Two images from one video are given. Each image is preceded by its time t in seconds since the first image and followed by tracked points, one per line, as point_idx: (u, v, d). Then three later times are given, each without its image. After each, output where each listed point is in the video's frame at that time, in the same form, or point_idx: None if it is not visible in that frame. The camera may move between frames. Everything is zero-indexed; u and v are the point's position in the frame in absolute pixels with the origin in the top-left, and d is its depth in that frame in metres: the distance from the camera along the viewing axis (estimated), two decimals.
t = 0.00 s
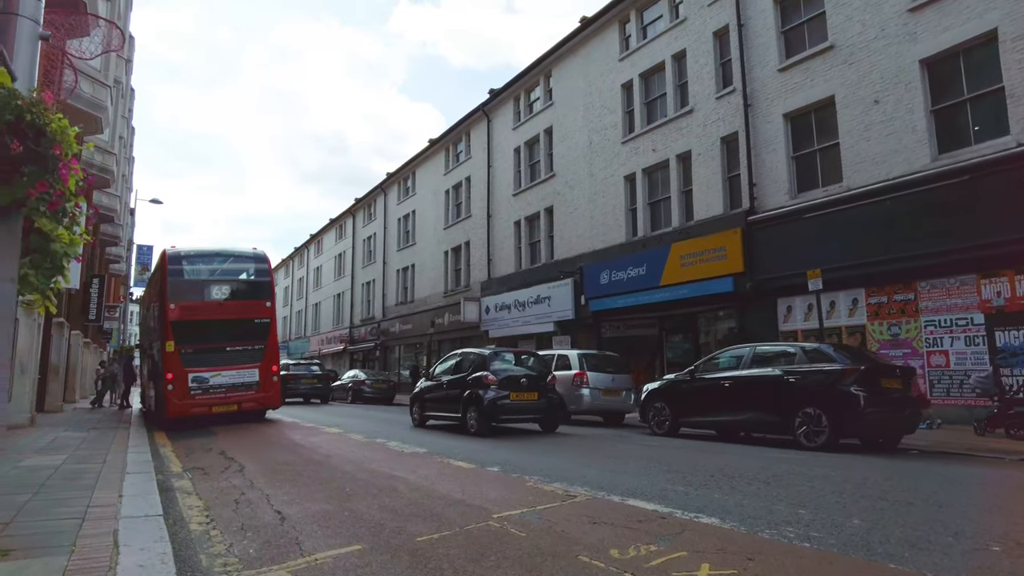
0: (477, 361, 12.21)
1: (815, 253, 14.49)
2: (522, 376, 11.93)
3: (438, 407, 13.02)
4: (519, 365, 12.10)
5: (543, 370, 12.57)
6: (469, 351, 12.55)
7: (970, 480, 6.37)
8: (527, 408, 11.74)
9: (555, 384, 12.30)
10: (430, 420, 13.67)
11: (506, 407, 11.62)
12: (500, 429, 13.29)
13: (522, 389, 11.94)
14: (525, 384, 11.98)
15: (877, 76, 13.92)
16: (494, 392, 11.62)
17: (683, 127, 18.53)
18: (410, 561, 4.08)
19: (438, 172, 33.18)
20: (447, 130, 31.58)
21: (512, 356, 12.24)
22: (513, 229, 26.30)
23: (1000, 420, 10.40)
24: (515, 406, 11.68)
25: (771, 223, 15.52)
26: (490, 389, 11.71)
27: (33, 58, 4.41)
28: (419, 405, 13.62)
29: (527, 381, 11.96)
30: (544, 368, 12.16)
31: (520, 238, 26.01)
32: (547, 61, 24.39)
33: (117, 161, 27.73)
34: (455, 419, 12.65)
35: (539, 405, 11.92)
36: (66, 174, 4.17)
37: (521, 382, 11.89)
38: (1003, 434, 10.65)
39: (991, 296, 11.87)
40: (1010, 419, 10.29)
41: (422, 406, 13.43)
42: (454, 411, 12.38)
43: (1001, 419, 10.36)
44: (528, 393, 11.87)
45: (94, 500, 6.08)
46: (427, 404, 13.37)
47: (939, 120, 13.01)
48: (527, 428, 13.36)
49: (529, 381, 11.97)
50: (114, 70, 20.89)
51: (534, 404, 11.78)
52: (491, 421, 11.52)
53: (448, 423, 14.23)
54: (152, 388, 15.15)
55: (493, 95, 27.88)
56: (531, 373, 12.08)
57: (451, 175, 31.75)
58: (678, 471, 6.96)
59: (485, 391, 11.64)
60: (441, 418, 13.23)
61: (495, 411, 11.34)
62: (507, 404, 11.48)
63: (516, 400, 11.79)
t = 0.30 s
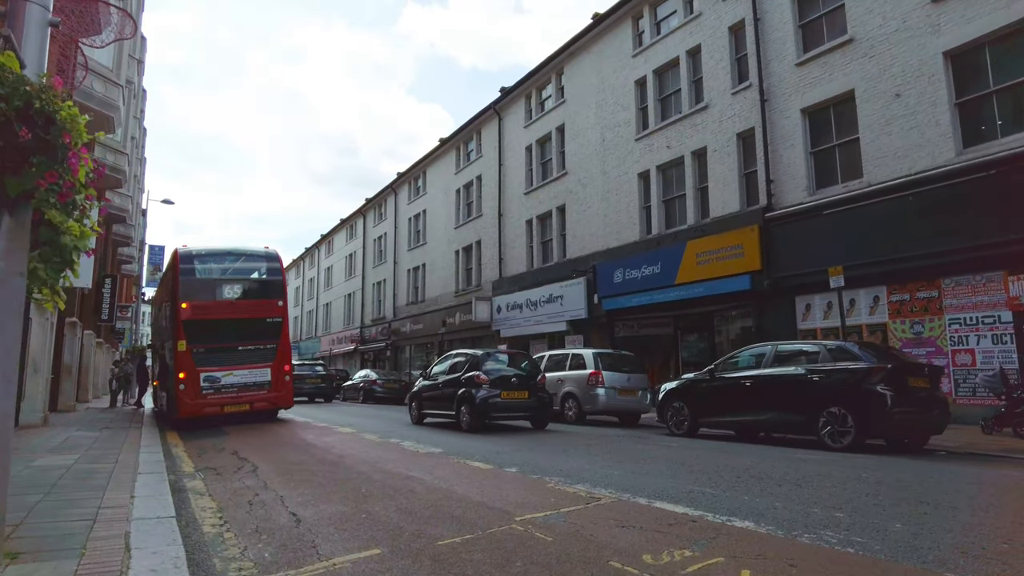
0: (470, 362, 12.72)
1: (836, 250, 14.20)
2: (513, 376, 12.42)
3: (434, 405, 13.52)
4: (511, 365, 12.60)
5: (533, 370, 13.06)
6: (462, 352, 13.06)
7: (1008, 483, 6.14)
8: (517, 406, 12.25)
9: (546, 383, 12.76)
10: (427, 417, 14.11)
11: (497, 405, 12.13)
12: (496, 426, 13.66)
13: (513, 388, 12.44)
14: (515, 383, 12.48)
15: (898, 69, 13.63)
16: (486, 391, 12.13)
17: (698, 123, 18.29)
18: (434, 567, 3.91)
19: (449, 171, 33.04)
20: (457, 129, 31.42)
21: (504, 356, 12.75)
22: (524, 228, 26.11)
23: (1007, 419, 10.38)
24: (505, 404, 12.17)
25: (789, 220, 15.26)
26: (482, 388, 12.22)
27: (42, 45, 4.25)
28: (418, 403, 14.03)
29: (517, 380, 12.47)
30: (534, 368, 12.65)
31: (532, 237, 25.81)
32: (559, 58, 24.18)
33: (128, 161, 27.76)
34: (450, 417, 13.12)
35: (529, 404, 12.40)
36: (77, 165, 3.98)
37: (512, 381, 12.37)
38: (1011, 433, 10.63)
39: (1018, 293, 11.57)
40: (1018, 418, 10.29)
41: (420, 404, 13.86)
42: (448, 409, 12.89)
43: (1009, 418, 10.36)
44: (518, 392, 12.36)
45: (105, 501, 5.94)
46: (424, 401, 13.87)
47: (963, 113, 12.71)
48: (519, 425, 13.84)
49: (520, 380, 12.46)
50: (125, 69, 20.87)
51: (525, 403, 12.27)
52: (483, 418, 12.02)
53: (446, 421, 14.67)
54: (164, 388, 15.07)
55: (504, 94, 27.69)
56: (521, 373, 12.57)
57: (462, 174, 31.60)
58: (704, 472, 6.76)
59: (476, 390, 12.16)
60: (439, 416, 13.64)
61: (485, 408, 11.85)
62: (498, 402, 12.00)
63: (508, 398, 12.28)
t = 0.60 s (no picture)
0: (466, 362, 13.23)
1: (858, 245, 13.86)
2: (506, 375, 12.92)
3: (433, 404, 14.03)
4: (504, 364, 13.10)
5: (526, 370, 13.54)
6: (459, 353, 13.57)
7: None
8: (510, 404, 12.73)
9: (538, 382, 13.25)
10: (427, 415, 14.61)
11: (491, 404, 12.63)
12: (503, 425, 13.77)
13: (506, 387, 12.92)
14: (509, 382, 12.97)
15: (922, 59, 13.27)
16: (480, 390, 12.65)
17: (715, 118, 17.98)
18: None
19: (461, 169, 32.86)
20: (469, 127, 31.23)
21: (498, 357, 13.26)
22: (537, 226, 25.87)
23: (1018, 419, 10.22)
24: (499, 403, 12.68)
25: (809, 215, 14.95)
26: (476, 387, 12.74)
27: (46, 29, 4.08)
28: (418, 402, 14.49)
29: (511, 379, 12.97)
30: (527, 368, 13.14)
31: (545, 235, 25.56)
32: (572, 54, 23.92)
33: (141, 162, 27.78)
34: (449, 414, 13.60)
35: (522, 403, 12.90)
36: (83, 152, 3.82)
37: (506, 381, 12.87)
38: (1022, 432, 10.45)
39: None
40: None
41: (420, 403, 14.34)
42: (446, 408, 13.39)
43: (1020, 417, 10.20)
44: (512, 391, 12.86)
45: (114, 503, 5.77)
46: (423, 400, 14.40)
47: (991, 104, 12.33)
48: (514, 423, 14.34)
49: (514, 380, 12.95)
50: (137, 69, 20.81)
51: (518, 401, 12.77)
52: (477, 416, 12.54)
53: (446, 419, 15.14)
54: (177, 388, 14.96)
55: (516, 91, 27.46)
56: (515, 372, 13.07)
57: (474, 172, 31.41)
58: (732, 474, 6.51)
59: (471, 389, 12.69)
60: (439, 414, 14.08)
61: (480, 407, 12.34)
62: (492, 400, 12.49)
63: (501, 397, 12.78)
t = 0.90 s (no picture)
0: (464, 362, 13.93)
1: (881, 241, 13.56)
2: (502, 375, 13.59)
3: (433, 402, 14.73)
4: (499, 365, 13.78)
5: (521, 370, 14.22)
6: (458, 354, 14.27)
7: None
8: (505, 402, 13.42)
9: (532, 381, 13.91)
10: (428, 413, 15.28)
11: (486, 402, 13.32)
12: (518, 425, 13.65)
13: (502, 386, 13.58)
14: (504, 381, 13.65)
15: (947, 51, 12.94)
16: (476, 389, 13.34)
17: (732, 113, 17.72)
18: None
19: (473, 168, 32.71)
20: (481, 126, 31.08)
21: (494, 358, 13.92)
22: (550, 224, 25.67)
23: None
24: (495, 401, 13.36)
25: (830, 211, 14.66)
26: (473, 386, 13.43)
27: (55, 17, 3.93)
28: (419, 400, 15.17)
29: (505, 379, 13.66)
30: (521, 368, 13.81)
31: (558, 233, 25.35)
32: (585, 51, 23.71)
33: (155, 162, 27.86)
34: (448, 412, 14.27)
35: (516, 400, 13.57)
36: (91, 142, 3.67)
37: (501, 380, 13.54)
38: None
39: None
40: None
41: (421, 401, 15.01)
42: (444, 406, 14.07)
43: None
44: (507, 389, 13.53)
45: (127, 506, 5.65)
46: (423, 399, 15.10)
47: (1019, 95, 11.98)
48: (509, 420, 15.03)
49: (509, 379, 13.62)
50: (151, 70, 20.83)
51: (512, 399, 13.44)
52: (474, 414, 13.22)
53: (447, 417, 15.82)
54: (191, 388, 14.92)
55: (529, 89, 27.27)
56: (509, 372, 13.76)
57: (486, 171, 31.25)
58: (760, 476, 6.30)
59: (468, 388, 13.38)
60: (439, 412, 14.73)
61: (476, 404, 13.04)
62: (487, 399, 13.18)
63: (497, 395, 13.46)
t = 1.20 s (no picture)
0: (465, 362, 14.56)
1: (906, 239, 13.28)
2: (500, 376, 14.24)
3: (435, 402, 15.39)
4: (498, 366, 14.43)
5: (519, 371, 14.84)
6: (459, 355, 14.89)
7: None
8: (503, 402, 14.05)
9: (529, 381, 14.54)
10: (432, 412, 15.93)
11: (485, 401, 13.96)
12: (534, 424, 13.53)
13: (499, 386, 14.22)
14: (502, 382, 14.29)
15: (974, 43, 12.65)
16: (475, 389, 13.98)
17: (750, 110, 17.48)
18: None
19: (487, 168, 32.59)
20: (495, 125, 30.96)
21: (493, 359, 14.57)
22: (565, 223, 25.49)
23: None
24: (493, 401, 14.00)
25: (852, 208, 14.38)
26: (472, 386, 14.07)
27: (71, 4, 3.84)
28: (423, 399, 15.81)
29: (503, 379, 14.30)
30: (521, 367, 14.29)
31: (573, 233, 25.16)
32: (599, 49, 23.52)
33: (170, 164, 27.96)
34: (451, 411, 14.89)
35: (514, 400, 14.22)
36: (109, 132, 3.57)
37: (499, 380, 14.20)
38: None
39: None
40: None
41: (425, 400, 15.66)
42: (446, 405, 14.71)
43: None
44: (504, 389, 14.18)
45: (144, 507, 5.55)
46: (426, 398, 15.79)
47: None
48: (507, 418, 15.70)
49: (506, 379, 14.27)
50: (167, 73, 20.88)
51: (509, 399, 14.10)
52: (472, 412, 13.86)
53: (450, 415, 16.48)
54: (206, 388, 14.88)
55: (542, 88, 27.12)
56: (506, 372, 14.42)
57: (500, 171, 31.12)
58: (792, 479, 6.11)
59: (467, 388, 14.04)
60: (441, 411, 15.36)
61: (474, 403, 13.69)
62: (486, 398, 13.82)
63: (495, 394, 14.11)
